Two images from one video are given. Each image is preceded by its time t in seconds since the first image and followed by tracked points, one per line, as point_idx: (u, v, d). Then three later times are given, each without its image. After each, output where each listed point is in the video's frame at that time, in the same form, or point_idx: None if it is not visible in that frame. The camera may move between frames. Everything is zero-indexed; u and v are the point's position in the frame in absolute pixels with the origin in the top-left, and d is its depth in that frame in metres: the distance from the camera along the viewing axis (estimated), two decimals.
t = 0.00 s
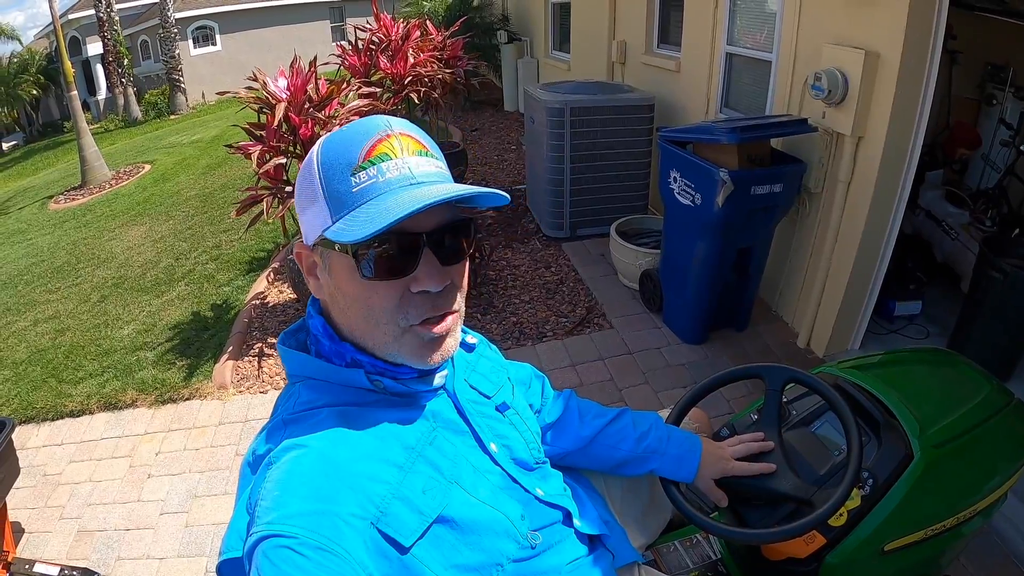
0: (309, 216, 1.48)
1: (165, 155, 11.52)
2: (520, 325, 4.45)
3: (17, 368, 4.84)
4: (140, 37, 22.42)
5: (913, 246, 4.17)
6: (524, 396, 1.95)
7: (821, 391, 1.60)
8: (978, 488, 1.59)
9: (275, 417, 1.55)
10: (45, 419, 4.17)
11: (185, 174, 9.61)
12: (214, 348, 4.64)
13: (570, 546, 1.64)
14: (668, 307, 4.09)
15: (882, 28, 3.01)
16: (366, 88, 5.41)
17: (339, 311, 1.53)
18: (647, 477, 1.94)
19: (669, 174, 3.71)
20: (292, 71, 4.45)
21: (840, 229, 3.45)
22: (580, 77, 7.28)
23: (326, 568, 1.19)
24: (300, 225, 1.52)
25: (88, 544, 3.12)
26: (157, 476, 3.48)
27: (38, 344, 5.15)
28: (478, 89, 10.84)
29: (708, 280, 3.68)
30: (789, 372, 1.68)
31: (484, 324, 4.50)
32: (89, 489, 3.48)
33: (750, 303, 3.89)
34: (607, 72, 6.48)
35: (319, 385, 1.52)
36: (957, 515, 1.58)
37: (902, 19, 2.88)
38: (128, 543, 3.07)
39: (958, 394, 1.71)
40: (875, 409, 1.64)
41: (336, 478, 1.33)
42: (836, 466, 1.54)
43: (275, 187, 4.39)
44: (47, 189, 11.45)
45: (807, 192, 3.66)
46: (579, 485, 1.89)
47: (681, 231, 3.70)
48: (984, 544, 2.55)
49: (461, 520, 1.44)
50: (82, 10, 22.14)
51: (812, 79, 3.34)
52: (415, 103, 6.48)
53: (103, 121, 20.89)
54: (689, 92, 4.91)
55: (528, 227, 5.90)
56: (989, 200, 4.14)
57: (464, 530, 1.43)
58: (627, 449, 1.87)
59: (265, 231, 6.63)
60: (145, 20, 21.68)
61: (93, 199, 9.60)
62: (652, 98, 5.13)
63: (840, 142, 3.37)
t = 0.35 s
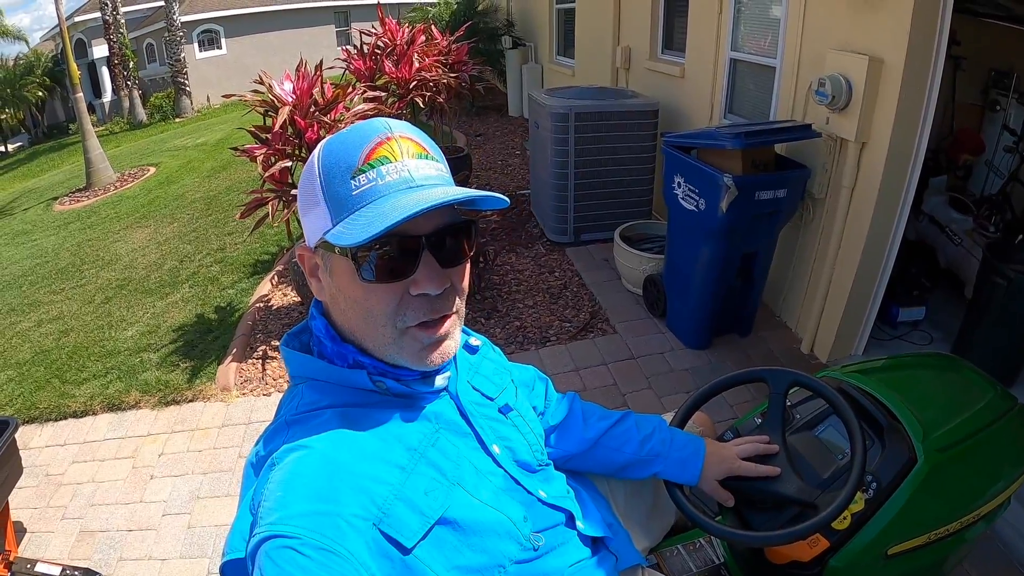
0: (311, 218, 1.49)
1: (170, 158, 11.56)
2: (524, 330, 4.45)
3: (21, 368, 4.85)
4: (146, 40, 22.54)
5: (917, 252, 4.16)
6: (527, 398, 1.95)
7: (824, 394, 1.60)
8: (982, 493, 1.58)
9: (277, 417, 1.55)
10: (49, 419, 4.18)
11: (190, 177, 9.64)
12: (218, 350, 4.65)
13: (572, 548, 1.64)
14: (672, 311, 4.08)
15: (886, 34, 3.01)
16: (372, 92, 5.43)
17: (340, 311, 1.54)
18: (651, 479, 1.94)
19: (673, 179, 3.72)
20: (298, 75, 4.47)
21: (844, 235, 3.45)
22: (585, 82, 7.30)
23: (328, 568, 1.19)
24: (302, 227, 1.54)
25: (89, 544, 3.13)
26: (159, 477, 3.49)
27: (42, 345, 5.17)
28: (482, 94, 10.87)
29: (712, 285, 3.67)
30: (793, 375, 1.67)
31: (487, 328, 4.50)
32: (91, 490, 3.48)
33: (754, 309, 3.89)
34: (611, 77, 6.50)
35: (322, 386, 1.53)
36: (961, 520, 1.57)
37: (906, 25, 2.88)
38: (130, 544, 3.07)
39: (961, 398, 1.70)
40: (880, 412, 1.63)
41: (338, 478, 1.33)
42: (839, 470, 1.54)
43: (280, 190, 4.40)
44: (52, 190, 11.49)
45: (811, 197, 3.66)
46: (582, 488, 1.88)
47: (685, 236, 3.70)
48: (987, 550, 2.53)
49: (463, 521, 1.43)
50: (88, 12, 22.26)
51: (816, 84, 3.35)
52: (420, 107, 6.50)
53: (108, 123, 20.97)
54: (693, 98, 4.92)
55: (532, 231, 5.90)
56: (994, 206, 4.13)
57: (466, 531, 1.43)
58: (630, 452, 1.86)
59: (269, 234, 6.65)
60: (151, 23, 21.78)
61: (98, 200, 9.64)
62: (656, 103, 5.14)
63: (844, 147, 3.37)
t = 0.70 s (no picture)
0: (321, 220, 1.50)
1: (172, 158, 11.58)
2: (525, 332, 4.45)
3: (22, 368, 4.85)
4: (149, 41, 22.58)
5: (919, 257, 4.17)
6: (529, 402, 1.95)
7: (827, 399, 1.60)
8: (984, 499, 1.58)
9: (281, 420, 1.55)
10: (49, 419, 4.18)
11: (191, 178, 9.65)
12: (219, 351, 4.65)
13: (574, 552, 1.63)
14: (673, 315, 4.08)
15: (888, 39, 3.01)
16: (374, 94, 5.43)
17: (346, 314, 1.54)
18: (652, 484, 1.93)
19: (675, 183, 3.72)
20: (300, 76, 4.48)
21: (845, 239, 3.45)
22: (587, 86, 7.30)
23: (332, 570, 1.18)
24: (310, 227, 1.54)
25: (89, 544, 3.12)
26: (159, 477, 3.49)
27: (43, 345, 5.17)
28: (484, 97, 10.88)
29: (713, 289, 3.67)
30: (795, 380, 1.67)
31: (488, 331, 4.50)
32: (91, 490, 3.48)
33: (755, 313, 3.89)
34: (613, 81, 6.51)
35: (325, 388, 1.53)
36: (961, 525, 1.57)
37: (908, 30, 2.89)
38: (130, 545, 3.07)
39: (960, 403, 1.70)
40: (882, 418, 1.63)
41: (342, 480, 1.33)
42: (841, 475, 1.54)
43: (282, 192, 4.40)
44: (54, 190, 11.49)
45: (812, 202, 3.66)
46: (584, 492, 1.88)
47: (687, 240, 3.70)
48: (987, 555, 2.52)
49: (466, 524, 1.43)
50: (91, 12, 22.29)
51: (818, 89, 3.35)
52: (422, 110, 6.50)
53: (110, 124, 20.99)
54: (695, 102, 4.92)
55: (534, 234, 5.91)
56: (994, 211, 4.13)
57: (469, 534, 1.43)
58: (631, 456, 1.86)
59: (271, 235, 6.65)
60: (154, 24, 21.82)
61: (99, 201, 9.64)
62: (658, 107, 5.14)
63: (845, 152, 3.37)
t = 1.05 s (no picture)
0: (344, 211, 1.47)
1: (175, 157, 11.61)
2: (528, 332, 4.45)
3: (26, 365, 4.86)
4: (153, 39, 22.62)
5: (922, 259, 4.15)
6: (532, 403, 1.95)
7: (831, 401, 1.59)
8: (985, 502, 1.58)
9: (284, 419, 1.55)
10: (51, 416, 4.19)
11: (195, 176, 9.66)
12: (222, 349, 4.66)
13: (575, 553, 1.63)
14: (676, 316, 4.08)
15: (893, 41, 3.00)
16: (379, 93, 5.43)
17: (357, 311, 1.53)
18: (655, 485, 1.93)
19: (679, 184, 3.72)
20: (305, 75, 4.48)
21: (849, 241, 3.44)
22: (591, 86, 7.30)
23: (333, 570, 1.18)
24: (328, 217, 1.50)
25: (90, 541, 3.13)
26: (161, 475, 3.49)
27: (46, 342, 5.18)
28: (488, 97, 10.88)
29: (717, 290, 3.66)
30: (799, 382, 1.67)
31: (491, 330, 4.50)
32: (93, 488, 3.49)
33: (759, 315, 3.88)
34: (617, 81, 6.50)
35: (329, 388, 1.52)
36: (964, 528, 1.57)
37: (913, 31, 2.88)
38: (132, 543, 3.07)
39: (963, 406, 1.69)
40: (886, 421, 1.63)
41: (343, 480, 1.33)
42: (843, 478, 1.54)
43: (286, 190, 4.40)
44: (58, 188, 11.52)
45: (816, 203, 3.65)
46: (587, 492, 1.88)
47: (690, 240, 3.70)
48: (990, 559, 2.51)
49: (467, 526, 1.43)
50: (95, 11, 22.34)
51: (822, 91, 3.34)
52: (426, 109, 6.50)
53: (114, 122, 21.03)
54: (699, 102, 4.92)
55: (537, 234, 5.90)
56: (998, 213, 4.12)
57: (469, 535, 1.43)
58: (634, 456, 1.86)
59: (274, 234, 6.65)
60: (158, 22, 21.85)
61: (103, 198, 9.67)
62: (662, 108, 5.14)
63: (849, 153, 3.36)
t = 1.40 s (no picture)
0: (344, 215, 1.47)
1: (179, 155, 11.62)
2: (531, 332, 4.45)
3: (29, 363, 4.87)
4: (157, 37, 22.67)
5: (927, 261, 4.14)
6: (534, 405, 1.94)
7: (834, 405, 1.59)
8: (988, 508, 1.57)
9: (286, 419, 1.55)
10: (54, 414, 4.20)
11: (199, 175, 9.68)
12: (225, 347, 4.67)
13: (576, 555, 1.63)
14: (680, 318, 4.07)
15: (898, 42, 2.99)
16: (383, 93, 5.43)
17: (359, 312, 1.53)
18: (657, 488, 1.92)
19: (683, 185, 3.71)
20: (308, 75, 4.50)
21: (852, 243, 3.43)
22: (595, 86, 7.29)
23: (335, 570, 1.18)
24: (330, 220, 1.51)
25: (92, 539, 3.14)
26: (164, 473, 3.50)
27: (49, 340, 5.19)
28: (492, 96, 10.88)
29: (720, 291, 3.66)
30: (802, 385, 1.66)
31: (494, 331, 4.50)
32: (96, 486, 3.50)
33: (762, 316, 3.87)
34: (621, 81, 6.49)
35: (331, 388, 1.52)
36: (966, 532, 1.56)
37: (918, 33, 2.87)
38: (134, 541, 3.08)
39: (966, 411, 1.68)
40: (889, 425, 1.62)
41: (345, 480, 1.33)
42: (845, 481, 1.54)
43: (289, 189, 4.40)
44: (62, 186, 11.55)
45: (820, 205, 3.65)
46: (589, 495, 1.87)
47: (694, 242, 3.69)
48: (992, 563, 2.50)
49: (468, 527, 1.43)
50: (100, 9, 22.38)
51: (827, 92, 3.33)
52: (430, 109, 6.50)
53: (118, 120, 21.07)
54: (703, 103, 4.91)
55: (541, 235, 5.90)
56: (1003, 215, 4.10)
57: (470, 537, 1.43)
58: (635, 460, 1.86)
59: (277, 233, 6.66)
60: (163, 21, 21.89)
61: (107, 196, 9.69)
62: (666, 108, 5.13)
63: (853, 155, 3.35)
